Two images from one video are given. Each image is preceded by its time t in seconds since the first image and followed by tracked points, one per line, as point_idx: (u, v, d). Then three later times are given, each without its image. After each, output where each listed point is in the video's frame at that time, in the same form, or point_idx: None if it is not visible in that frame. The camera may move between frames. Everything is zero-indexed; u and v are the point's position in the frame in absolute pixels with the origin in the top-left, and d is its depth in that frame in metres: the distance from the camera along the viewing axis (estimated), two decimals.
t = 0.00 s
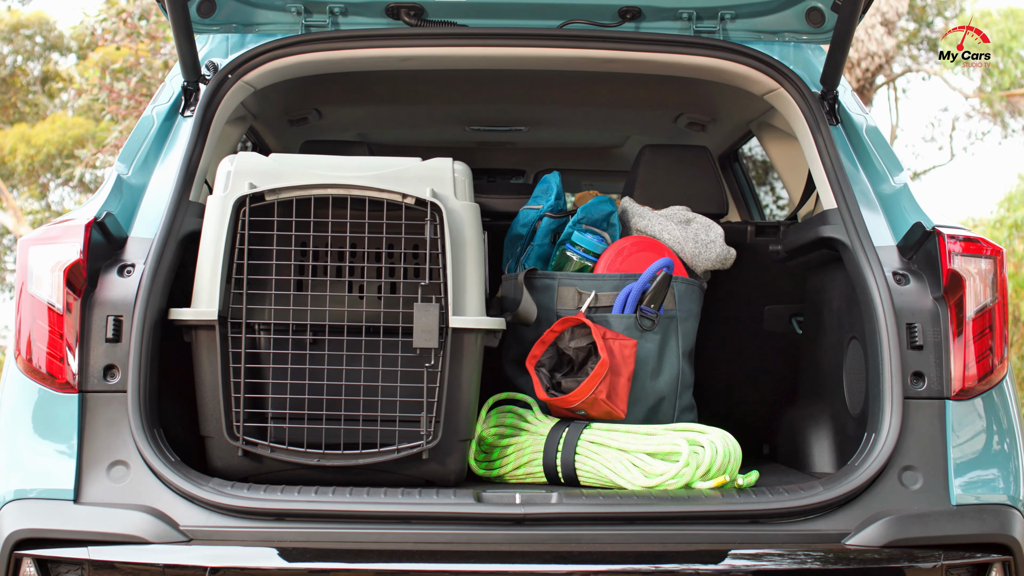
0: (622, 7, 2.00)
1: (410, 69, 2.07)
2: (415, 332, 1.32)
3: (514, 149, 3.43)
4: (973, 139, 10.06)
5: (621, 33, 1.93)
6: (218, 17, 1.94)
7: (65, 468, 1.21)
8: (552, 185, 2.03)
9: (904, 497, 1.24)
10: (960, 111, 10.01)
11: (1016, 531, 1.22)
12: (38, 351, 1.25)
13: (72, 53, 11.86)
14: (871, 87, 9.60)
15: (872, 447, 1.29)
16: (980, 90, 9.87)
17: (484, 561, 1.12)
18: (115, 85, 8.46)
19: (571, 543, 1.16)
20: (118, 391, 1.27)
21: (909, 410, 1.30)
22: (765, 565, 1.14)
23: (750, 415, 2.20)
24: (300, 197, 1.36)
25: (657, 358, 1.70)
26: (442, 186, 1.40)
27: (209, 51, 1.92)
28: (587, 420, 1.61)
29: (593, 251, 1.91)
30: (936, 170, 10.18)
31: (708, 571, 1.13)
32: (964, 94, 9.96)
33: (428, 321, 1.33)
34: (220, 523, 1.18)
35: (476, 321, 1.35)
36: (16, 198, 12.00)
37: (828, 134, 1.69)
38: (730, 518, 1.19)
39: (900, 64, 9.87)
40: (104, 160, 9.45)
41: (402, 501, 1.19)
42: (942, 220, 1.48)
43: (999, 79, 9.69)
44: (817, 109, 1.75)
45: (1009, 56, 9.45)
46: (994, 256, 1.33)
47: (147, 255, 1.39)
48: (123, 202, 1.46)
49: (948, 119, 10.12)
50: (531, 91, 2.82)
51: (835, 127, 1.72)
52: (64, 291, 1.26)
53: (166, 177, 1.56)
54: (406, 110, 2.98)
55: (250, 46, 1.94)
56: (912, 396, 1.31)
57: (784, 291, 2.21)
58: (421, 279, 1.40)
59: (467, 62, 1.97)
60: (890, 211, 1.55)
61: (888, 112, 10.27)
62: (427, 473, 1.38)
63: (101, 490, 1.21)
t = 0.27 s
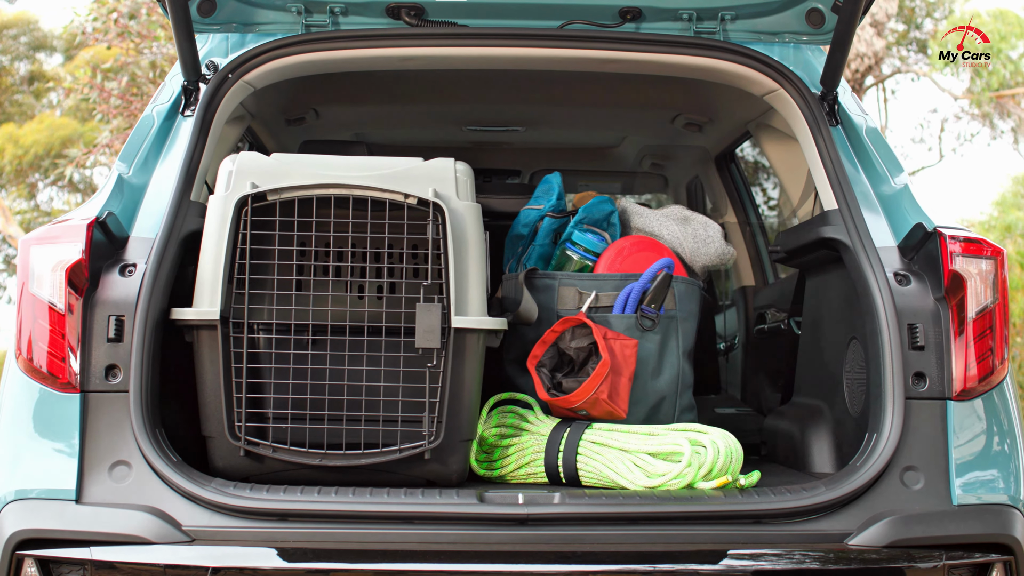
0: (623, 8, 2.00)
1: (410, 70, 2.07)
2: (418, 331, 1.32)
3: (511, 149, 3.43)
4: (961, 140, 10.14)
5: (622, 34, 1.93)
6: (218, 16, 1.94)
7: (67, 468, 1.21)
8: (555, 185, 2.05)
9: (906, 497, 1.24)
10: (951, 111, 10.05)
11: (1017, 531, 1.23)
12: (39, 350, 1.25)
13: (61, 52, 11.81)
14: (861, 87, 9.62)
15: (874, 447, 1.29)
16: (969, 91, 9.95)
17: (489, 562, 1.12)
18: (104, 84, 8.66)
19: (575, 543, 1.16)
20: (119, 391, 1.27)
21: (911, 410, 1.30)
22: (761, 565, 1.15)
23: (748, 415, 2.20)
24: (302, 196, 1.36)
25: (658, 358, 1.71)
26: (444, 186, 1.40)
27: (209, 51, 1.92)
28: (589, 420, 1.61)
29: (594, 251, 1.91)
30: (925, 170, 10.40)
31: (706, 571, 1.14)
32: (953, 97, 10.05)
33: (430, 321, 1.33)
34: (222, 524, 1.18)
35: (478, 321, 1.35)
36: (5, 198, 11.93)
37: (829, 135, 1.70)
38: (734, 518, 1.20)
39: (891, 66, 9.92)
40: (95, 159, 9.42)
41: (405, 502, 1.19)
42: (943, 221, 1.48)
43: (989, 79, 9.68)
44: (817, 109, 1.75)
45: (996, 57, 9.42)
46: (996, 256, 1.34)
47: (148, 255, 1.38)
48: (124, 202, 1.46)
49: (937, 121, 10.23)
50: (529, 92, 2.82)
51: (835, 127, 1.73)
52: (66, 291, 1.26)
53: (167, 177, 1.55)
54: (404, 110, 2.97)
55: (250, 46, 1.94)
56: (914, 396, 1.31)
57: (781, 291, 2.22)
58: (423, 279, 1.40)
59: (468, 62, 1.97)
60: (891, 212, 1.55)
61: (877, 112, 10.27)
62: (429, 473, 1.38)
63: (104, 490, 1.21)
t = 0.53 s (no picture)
0: (624, 8, 2.00)
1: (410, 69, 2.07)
2: (421, 331, 1.33)
3: (508, 149, 3.43)
4: (950, 141, 10.45)
5: (623, 34, 1.93)
6: (219, 15, 1.94)
7: (69, 468, 1.20)
8: (556, 185, 2.05)
9: (908, 497, 1.24)
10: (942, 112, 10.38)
11: (1019, 530, 1.23)
12: (41, 350, 1.24)
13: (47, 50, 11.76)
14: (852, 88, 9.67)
15: (876, 447, 1.29)
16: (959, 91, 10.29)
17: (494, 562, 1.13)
18: (95, 83, 8.73)
19: (579, 543, 1.16)
20: (121, 390, 1.27)
21: (913, 410, 1.30)
22: (759, 565, 1.15)
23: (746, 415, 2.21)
24: (305, 196, 1.36)
25: (659, 358, 1.71)
26: (447, 185, 1.40)
27: (210, 50, 1.90)
28: (590, 420, 1.61)
29: (595, 250, 1.92)
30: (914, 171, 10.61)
31: (706, 571, 1.15)
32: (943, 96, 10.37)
33: (433, 321, 1.33)
34: (225, 524, 1.18)
35: (481, 321, 1.35)
36: None
37: (829, 135, 1.70)
38: (737, 518, 1.20)
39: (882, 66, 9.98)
40: (85, 158, 9.41)
41: (408, 502, 1.19)
42: (945, 221, 1.48)
43: (977, 80, 10.17)
44: (817, 110, 1.75)
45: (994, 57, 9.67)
46: (998, 257, 1.35)
47: (150, 255, 1.38)
48: (126, 201, 1.46)
49: (926, 122, 10.53)
50: (529, 92, 2.83)
51: (835, 128, 1.73)
52: (68, 290, 1.25)
53: (168, 177, 1.55)
54: (403, 110, 2.97)
55: (250, 45, 1.93)
56: (915, 396, 1.31)
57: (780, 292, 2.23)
58: (426, 279, 1.40)
59: (469, 62, 1.97)
60: (893, 212, 1.55)
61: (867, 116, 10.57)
62: (431, 473, 1.38)
63: (106, 490, 1.21)
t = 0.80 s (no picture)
0: (624, 8, 2.01)
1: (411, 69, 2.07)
2: (423, 331, 1.32)
3: (506, 149, 3.43)
4: (938, 141, 10.65)
5: (623, 35, 1.93)
6: (219, 14, 1.93)
7: (71, 468, 1.20)
8: (557, 185, 2.05)
9: (910, 497, 1.25)
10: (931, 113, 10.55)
11: (1020, 530, 1.23)
12: (42, 349, 1.24)
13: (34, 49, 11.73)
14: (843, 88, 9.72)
15: (878, 447, 1.29)
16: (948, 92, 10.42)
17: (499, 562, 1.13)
18: (87, 83, 8.78)
19: (583, 543, 1.16)
20: (124, 390, 1.27)
21: (914, 410, 1.31)
22: (756, 565, 1.15)
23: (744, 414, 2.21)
24: (307, 196, 1.36)
25: (660, 358, 1.71)
26: (449, 185, 1.40)
27: (210, 49, 1.89)
28: (592, 419, 1.62)
29: (595, 250, 1.92)
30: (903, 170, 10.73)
31: (706, 571, 1.15)
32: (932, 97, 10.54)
33: (435, 321, 1.33)
34: (228, 524, 1.18)
35: (483, 321, 1.35)
36: None
37: (830, 135, 1.70)
38: (740, 517, 1.20)
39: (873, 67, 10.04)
40: (75, 157, 9.40)
41: (411, 502, 1.19)
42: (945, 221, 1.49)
43: (966, 81, 10.29)
44: (817, 110, 1.75)
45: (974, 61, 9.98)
46: (998, 257, 1.35)
47: (152, 255, 1.38)
48: (126, 201, 1.46)
49: (915, 122, 10.67)
50: (527, 92, 2.83)
51: (835, 128, 1.73)
52: (70, 289, 1.25)
53: (169, 176, 1.55)
54: (402, 110, 2.97)
55: (251, 44, 1.91)
56: (917, 396, 1.31)
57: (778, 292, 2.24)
58: (428, 279, 1.40)
59: (469, 62, 1.97)
60: (893, 213, 1.56)
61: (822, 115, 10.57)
62: (433, 473, 1.38)
63: (108, 490, 1.21)
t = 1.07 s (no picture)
0: (624, 8, 2.01)
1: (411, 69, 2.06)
2: (425, 331, 1.32)
3: (503, 149, 3.43)
4: (927, 141, 10.79)
5: (622, 35, 1.93)
6: (219, 13, 1.93)
7: (73, 468, 1.20)
8: (557, 185, 2.05)
9: (911, 497, 1.25)
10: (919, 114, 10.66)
11: (1021, 529, 1.24)
12: (42, 348, 1.24)
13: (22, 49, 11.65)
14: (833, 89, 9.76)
15: (879, 447, 1.30)
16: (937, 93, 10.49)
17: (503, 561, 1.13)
18: (76, 82, 8.76)
19: (586, 543, 1.17)
20: (126, 389, 1.27)
21: (915, 410, 1.31)
22: (754, 564, 1.15)
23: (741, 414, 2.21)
24: (310, 196, 1.36)
25: (660, 358, 1.71)
26: (451, 185, 1.40)
27: (210, 49, 1.88)
28: (593, 419, 1.62)
29: (596, 250, 1.92)
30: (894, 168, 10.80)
31: (705, 571, 1.15)
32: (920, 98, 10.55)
33: (437, 321, 1.33)
34: (230, 524, 1.18)
35: (485, 321, 1.35)
36: None
37: (829, 136, 1.70)
38: (742, 517, 1.20)
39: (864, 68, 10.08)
40: (65, 156, 9.38)
41: (414, 501, 1.19)
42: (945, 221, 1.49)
43: (955, 82, 10.29)
44: (817, 110, 1.75)
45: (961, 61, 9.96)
46: (998, 257, 1.36)
47: (153, 254, 1.38)
48: (127, 200, 1.45)
49: (903, 122, 10.80)
50: (525, 92, 2.83)
51: (835, 128, 1.73)
52: (72, 289, 1.25)
53: (170, 175, 1.55)
54: (400, 110, 2.97)
55: (250, 44, 1.91)
56: (918, 396, 1.32)
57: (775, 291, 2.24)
58: (430, 279, 1.40)
59: (469, 62, 1.97)
60: (894, 213, 1.56)
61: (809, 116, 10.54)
62: (434, 473, 1.38)
63: (110, 490, 1.20)
